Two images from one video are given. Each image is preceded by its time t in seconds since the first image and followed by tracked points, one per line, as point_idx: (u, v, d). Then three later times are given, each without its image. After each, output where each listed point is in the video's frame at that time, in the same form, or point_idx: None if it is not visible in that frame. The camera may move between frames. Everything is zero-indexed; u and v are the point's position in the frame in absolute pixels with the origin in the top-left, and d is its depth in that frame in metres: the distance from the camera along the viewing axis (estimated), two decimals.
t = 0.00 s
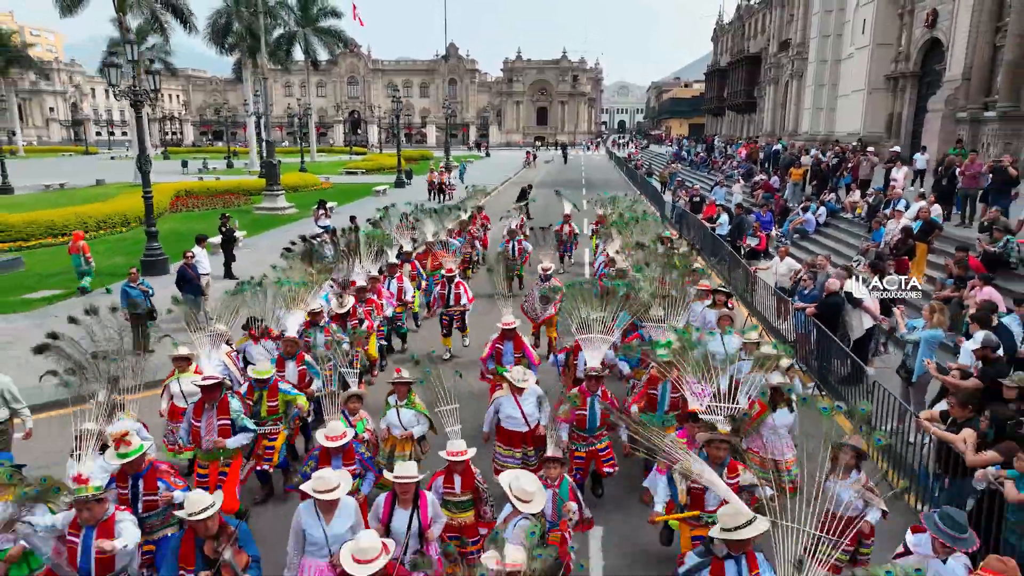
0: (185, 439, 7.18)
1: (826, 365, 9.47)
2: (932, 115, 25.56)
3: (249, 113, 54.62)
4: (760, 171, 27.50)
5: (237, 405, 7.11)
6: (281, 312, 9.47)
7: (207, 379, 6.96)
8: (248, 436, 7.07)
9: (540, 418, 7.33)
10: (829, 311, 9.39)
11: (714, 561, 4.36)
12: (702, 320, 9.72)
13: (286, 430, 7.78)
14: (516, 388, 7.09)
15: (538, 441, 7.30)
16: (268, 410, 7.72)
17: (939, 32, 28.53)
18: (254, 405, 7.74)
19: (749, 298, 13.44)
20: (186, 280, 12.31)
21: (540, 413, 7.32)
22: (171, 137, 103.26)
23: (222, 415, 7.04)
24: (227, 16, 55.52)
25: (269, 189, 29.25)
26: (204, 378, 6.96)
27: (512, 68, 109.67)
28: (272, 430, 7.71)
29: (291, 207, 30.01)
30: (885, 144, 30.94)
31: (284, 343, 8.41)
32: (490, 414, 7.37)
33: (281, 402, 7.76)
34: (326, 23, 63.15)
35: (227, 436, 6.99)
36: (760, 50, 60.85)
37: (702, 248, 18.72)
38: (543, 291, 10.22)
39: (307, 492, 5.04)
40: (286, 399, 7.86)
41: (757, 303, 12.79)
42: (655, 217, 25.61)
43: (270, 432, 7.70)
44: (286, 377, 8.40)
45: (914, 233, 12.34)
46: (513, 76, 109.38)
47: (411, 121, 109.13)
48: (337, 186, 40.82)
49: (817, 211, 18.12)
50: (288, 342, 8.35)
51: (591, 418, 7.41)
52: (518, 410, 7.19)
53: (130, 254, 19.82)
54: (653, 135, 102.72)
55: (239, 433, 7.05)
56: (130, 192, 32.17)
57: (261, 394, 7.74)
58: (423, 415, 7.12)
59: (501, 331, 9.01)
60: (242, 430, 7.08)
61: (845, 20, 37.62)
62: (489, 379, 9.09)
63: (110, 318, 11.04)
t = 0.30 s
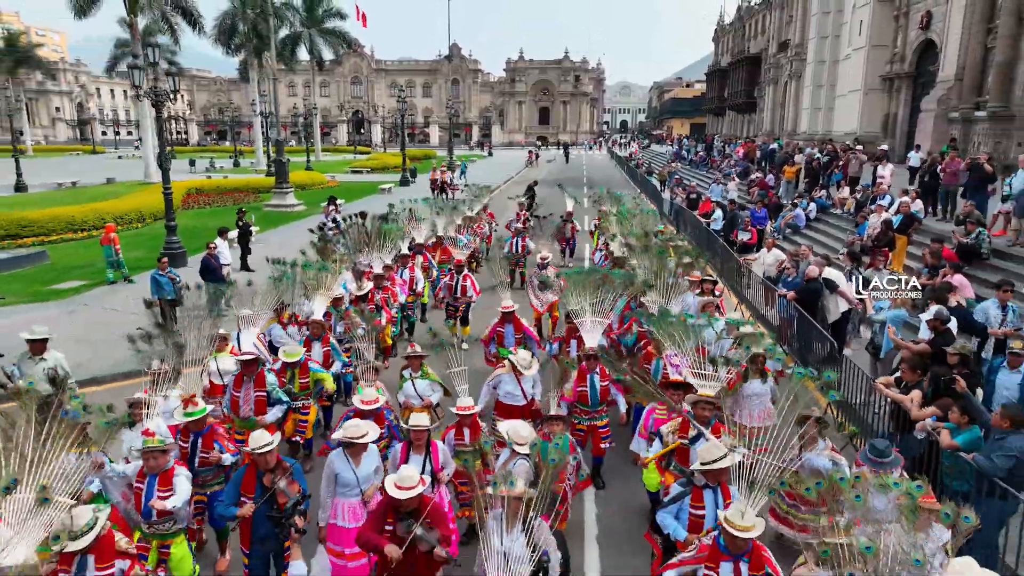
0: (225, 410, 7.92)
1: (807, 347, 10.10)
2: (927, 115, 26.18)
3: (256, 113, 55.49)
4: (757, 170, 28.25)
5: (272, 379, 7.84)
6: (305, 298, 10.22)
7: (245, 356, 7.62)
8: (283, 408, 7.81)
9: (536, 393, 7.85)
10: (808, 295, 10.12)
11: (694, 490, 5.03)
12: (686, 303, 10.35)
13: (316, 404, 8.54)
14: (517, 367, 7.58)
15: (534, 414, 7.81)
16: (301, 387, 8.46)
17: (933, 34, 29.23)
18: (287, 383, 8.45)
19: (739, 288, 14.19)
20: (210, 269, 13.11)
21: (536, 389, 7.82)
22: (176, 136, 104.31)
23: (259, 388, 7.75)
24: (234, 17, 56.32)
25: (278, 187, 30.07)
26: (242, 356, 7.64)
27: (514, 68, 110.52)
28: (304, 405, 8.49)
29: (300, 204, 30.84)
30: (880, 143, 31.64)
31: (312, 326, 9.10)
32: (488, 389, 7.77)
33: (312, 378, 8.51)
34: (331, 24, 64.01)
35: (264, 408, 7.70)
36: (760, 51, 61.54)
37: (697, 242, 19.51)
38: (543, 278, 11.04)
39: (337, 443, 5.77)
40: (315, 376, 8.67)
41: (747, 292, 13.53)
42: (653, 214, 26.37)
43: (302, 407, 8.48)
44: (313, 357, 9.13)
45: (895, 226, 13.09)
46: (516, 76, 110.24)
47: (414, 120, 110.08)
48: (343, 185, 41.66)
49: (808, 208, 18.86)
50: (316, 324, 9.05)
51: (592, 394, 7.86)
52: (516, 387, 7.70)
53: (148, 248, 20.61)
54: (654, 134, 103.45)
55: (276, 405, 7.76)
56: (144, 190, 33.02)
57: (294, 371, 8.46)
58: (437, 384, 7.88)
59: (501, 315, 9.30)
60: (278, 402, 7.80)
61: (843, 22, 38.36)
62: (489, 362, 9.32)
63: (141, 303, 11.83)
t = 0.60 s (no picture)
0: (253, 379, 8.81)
1: (788, 330, 10.89)
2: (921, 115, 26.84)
3: (262, 113, 56.38)
4: (752, 168, 29.08)
5: (292, 349, 8.80)
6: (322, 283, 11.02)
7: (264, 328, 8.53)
8: (305, 372, 8.77)
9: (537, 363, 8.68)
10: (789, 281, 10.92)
11: (669, 435, 5.96)
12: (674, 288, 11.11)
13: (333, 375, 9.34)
14: (519, 340, 8.44)
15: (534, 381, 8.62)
16: (319, 358, 9.26)
17: (927, 36, 29.95)
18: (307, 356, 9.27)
19: (728, 277, 15.11)
20: (231, 259, 13.98)
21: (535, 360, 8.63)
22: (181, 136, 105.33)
23: (281, 357, 8.69)
24: (241, 18, 57.13)
25: (287, 185, 30.96)
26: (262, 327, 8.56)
27: (517, 69, 111.30)
28: (323, 375, 9.30)
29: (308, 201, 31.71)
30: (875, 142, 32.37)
31: (327, 305, 9.95)
32: (495, 360, 8.55)
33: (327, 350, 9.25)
34: (336, 25, 64.86)
35: (287, 374, 8.63)
36: (760, 51, 62.22)
37: (692, 237, 20.45)
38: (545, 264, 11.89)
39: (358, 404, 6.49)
40: (331, 350, 9.40)
41: (735, 281, 14.39)
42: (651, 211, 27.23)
43: (321, 377, 9.30)
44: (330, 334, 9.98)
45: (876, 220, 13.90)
46: (518, 76, 110.98)
47: (418, 120, 110.90)
48: (349, 183, 42.59)
49: (798, 204, 19.67)
50: (331, 304, 9.90)
51: (581, 365, 8.68)
52: (519, 358, 8.53)
53: (166, 242, 21.50)
54: (656, 134, 104.17)
55: (299, 370, 8.75)
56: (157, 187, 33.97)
57: (311, 345, 9.27)
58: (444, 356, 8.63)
59: (507, 296, 10.14)
60: (300, 368, 8.78)
61: (840, 23, 39.10)
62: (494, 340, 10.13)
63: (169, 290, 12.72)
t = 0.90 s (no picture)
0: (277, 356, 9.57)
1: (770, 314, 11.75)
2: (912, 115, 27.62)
3: (269, 113, 57.37)
4: (748, 166, 29.93)
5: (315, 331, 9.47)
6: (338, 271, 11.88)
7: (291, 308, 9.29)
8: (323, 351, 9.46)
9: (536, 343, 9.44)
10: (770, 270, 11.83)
11: (645, 394, 6.80)
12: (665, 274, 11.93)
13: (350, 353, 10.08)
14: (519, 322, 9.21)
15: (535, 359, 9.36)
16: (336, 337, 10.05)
17: (920, 37, 30.72)
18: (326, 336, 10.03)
19: (719, 268, 15.97)
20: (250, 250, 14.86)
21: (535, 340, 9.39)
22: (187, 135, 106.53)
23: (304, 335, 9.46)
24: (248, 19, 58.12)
25: (296, 182, 31.89)
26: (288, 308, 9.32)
27: (520, 69, 112.27)
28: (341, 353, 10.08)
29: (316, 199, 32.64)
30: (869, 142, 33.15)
31: (344, 295, 10.36)
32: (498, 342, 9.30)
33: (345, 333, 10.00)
34: (341, 26, 65.83)
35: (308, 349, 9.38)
36: (759, 52, 63.06)
37: (687, 232, 21.35)
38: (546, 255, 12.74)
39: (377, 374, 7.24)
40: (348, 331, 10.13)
41: (725, 271, 15.22)
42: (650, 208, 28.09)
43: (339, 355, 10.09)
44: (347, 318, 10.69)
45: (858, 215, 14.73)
46: (521, 76, 111.95)
47: (421, 120, 111.91)
48: (355, 181, 43.55)
49: (788, 200, 20.47)
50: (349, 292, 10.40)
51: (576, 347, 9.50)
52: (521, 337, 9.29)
53: (182, 237, 22.40)
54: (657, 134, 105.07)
55: (317, 348, 9.42)
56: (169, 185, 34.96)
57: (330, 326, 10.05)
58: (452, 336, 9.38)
59: (511, 285, 10.99)
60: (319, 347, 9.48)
61: (837, 25, 39.91)
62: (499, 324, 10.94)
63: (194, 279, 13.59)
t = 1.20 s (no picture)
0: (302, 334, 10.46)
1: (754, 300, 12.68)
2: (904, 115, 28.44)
3: (276, 112, 58.29)
4: (744, 165, 30.79)
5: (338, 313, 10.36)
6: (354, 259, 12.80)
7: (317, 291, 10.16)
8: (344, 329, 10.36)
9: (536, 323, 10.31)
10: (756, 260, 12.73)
11: (634, 359, 7.71)
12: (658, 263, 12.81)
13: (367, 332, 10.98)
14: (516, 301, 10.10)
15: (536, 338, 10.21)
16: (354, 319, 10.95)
17: (913, 39, 31.49)
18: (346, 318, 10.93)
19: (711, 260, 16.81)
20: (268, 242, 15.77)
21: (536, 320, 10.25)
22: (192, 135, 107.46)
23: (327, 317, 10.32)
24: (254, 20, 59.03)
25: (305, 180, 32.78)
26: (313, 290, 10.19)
27: (522, 69, 113.05)
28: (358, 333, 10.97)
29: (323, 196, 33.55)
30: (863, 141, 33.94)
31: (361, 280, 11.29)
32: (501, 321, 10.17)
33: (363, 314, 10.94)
34: (346, 26, 66.69)
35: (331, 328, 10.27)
36: (759, 52, 63.80)
37: (682, 227, 22.20)
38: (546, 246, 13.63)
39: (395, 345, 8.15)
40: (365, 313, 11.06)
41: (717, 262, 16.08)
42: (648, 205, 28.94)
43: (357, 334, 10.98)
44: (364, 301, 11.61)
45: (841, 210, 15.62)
46: (523, 76, 112.74)
47: (424, 120, 112.74)
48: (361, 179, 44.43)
49: (779, 197, 21.35)
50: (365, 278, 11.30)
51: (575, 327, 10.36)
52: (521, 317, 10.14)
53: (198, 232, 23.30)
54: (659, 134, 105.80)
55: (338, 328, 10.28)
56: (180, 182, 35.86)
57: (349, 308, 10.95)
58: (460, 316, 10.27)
59: (509, 272, 11.84)
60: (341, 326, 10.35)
61: (834, 26, 40.69)
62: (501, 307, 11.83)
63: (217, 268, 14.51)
